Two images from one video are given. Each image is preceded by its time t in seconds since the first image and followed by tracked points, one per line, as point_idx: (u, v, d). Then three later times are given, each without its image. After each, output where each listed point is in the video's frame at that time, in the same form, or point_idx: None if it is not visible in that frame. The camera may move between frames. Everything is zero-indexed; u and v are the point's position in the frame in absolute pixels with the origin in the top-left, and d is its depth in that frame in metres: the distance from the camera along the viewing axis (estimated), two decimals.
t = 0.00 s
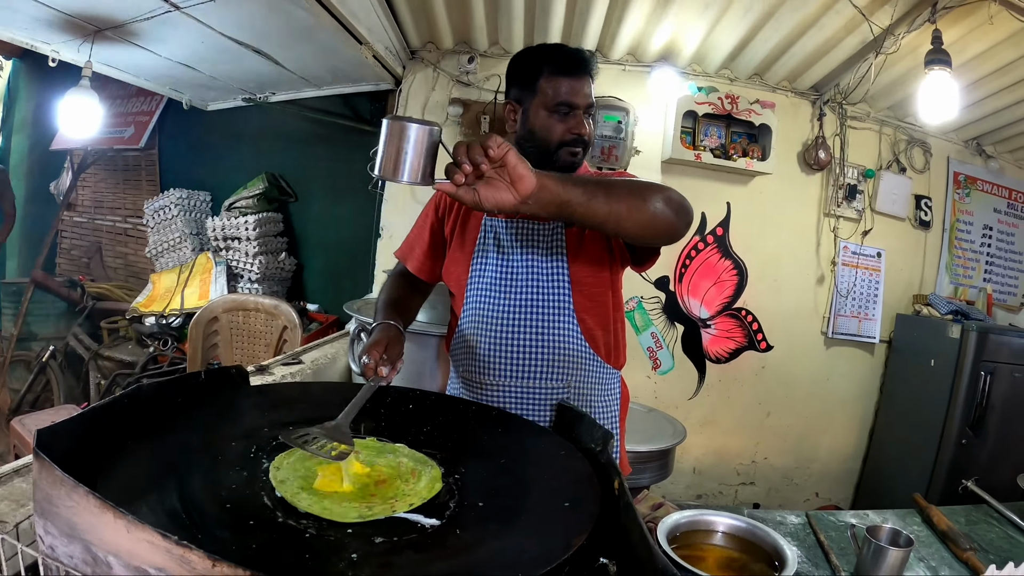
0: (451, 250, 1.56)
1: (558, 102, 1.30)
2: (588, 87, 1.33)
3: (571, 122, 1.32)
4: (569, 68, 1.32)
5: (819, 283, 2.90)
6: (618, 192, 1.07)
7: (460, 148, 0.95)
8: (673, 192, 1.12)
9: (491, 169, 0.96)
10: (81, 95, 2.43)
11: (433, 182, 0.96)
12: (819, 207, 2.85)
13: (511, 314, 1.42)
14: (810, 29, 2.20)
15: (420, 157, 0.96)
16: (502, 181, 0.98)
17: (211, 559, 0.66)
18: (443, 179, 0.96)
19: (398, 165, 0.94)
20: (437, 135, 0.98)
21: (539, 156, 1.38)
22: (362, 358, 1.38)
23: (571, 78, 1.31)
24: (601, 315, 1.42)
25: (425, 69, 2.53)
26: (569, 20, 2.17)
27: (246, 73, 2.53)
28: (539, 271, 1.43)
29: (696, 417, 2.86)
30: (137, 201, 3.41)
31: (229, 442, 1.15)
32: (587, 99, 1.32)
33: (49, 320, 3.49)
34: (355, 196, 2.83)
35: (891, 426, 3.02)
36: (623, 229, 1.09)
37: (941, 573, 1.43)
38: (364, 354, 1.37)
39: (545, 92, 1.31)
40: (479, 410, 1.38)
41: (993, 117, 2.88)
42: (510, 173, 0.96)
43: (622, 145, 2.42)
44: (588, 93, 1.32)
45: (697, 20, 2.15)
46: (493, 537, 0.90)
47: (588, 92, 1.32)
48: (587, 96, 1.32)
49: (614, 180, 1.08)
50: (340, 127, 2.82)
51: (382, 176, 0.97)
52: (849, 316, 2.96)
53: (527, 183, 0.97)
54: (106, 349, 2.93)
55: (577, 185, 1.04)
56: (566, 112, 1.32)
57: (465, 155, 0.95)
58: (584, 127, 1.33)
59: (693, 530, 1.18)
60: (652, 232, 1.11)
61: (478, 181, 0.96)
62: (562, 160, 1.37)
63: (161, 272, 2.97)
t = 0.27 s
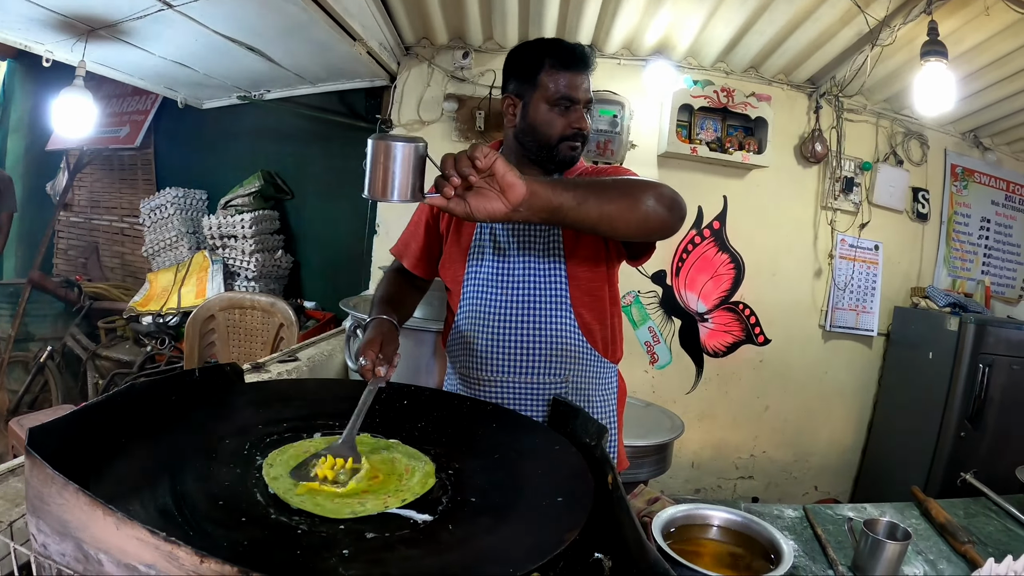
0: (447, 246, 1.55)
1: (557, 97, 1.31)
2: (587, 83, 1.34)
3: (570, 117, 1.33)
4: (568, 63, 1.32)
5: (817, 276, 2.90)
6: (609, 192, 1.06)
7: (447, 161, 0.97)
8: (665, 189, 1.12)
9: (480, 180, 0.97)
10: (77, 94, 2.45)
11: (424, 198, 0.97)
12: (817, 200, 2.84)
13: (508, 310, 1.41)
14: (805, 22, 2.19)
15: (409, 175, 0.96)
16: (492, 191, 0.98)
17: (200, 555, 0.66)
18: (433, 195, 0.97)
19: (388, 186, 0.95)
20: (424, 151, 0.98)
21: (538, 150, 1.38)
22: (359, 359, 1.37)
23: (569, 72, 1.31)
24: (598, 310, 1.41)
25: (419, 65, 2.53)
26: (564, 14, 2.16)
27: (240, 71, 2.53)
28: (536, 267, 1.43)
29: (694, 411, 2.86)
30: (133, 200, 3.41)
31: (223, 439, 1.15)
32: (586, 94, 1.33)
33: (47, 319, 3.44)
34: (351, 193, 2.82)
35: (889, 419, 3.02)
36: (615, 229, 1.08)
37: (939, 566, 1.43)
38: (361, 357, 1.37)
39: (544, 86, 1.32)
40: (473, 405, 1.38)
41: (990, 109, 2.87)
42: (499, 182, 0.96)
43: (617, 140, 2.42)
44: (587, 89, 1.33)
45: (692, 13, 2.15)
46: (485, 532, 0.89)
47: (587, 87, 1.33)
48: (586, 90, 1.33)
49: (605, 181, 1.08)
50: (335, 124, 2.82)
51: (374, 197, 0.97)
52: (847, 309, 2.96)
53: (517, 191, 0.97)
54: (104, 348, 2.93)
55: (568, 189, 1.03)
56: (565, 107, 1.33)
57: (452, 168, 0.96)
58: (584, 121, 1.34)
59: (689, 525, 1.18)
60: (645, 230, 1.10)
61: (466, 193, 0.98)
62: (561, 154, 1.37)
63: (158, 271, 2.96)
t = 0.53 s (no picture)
0: (446, 244, 1.55)
1: (557, 93, 1.30)
2: (587, 79, 1.34)
3: (570, 113, 1.33)
4: (568, 59, 1.32)
5: (815, 273, 2.89)
6: (606, 188, 1.06)
7: (443, 161, 0.97)
8: (663, 183, 1.12)
9: (477, 179, 0.97)
10: (74, 92, 2.44)
11: (421, 200, 0.97)
12: (815, 196, 2.84)
13: (508, 309, 1.41)
14: (802, 18, 2.19)
15: (406, 177, 0.95)
16: (490, 190, 0.98)
17: (192, 552, 0.66)
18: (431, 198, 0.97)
19: (385, 189, 0.94)
20: (419, 152, 0.97)
21: (538, 146, 1.38)
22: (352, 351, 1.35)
23: (568, 68, 1.31)
24: (598, 307, 1.42)
25: (416, 63, 2.53)
26: (560, 11, 2.16)
27: (236, 69, 2.52)
28: (536, 265, 1.43)
29: (693, 408, 2.85)
30: (131, 199, 3.41)
31: (218, 437, 1.14)
32: (586, 90, 1.33)
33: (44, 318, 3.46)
34: (349, 191, 2.82)
35: (888, 416, 3.02)
36: (614, 225, 1.07)
37: (936, 563, 1.43)
38: (356, 349, 1.35)
39: (545, 82, 1.31)
40: (469, 403, 1.38)
41: (988, 106, 2.87)
42: (496, 181, 0.97)
43: (615, 137, 2.42)
44: (587, 85, 1.33)
45: (689, 10, 2.15)
46: (480, 530, 0.89)
47: (587, 84, 1.33)
48: (586, 87, 1.33)
49: (602, 176, 1.08)
50: (332, 122, 2.81)
51: (370, 201, 0.96)
52: (845, 306, 2.96)
53: (515, 189, 0.97)
54: (102, 347, 2.93)
55: (565, 186, 1.03)
56: (565, 103, 1.32)
57: (449, 168, 0.97)
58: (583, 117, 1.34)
59: (685, 522, 1.18)
60: (644, 225, 1.10)
61: (463, 193, 0.98)
62: (561, 149, 1.36)
63: (156, 269, 2.96)
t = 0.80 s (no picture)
0: (452, 236, 1.54)
1: (567, 83, 1.30)
2: (597, 69, 1.33)
3: (580, 103, 1.32)
4: (578, 48, 1.31)
5: (817, 267, 2.89)
6: (612, 179, 1.05)
7: (447, 158, 0.97)
8: (670, 173, 1.11)
9: (482, 176, 0.97)
10: (74, 85, 2.43)
11: (427, 198, 0.97)
12: (818, 189, 2.83)
13: (514, 301, 1.41)
14: (806, 10, 2.18)
15: (410, 176, 0.95)
16: (496, 186, 0.98)
17: (190, 545, 0.65)
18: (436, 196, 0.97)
19: (390, 190, 0.94)
20: (423, 149, 0.97)
21: (546, 137, 1.38)
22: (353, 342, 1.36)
23: (578, 58, 1.30)
24: (605, 298, 1.41)
25: (418, 54, 2.52)
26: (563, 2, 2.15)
27: (237, 60, 2.51)
28: (543, 256, 1.42)
29: (694, 401, 2.85)
30: (132, 191, 3.40)
31: (219, 429, 1.14)
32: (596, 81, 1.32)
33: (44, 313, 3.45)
34: (350, 183, 2.81)
35: (890, 411, 3.01)
36: (622, 216, 1.07)
37: (939, 558, 1.42)
38: (357, 340, 1.36)
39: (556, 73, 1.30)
40: (471, 394, 1.38)
41: (992, 100, 2.86)
42: (502, 177, 0.96)
43: (617, 129, 2.41)
44: (597, 76, 1.32)
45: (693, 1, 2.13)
46: (482, 522, 0.89)
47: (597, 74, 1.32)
48: (596, 77, 1.32)
49: (608, 168, 1.07)
50: (333, 114, 2.80)
51: (376, 201, 0.97)
52: (847, 300, 2.95)
53: (521, 184, 0.97)
54: (103, 340, 2.92)
55: (571, 179, 1.02)
56: (575, 93, 1.32)
57: (454, 166, 0.97)
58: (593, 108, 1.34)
59: (688, 514, 1.18)
60: (652, 216, 1.09)
61: (469, 189, 0.98)
62: (570, 141, 1.37)
63: (157, 261, 2.96)
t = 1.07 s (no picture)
0: (449, 236, 1.54)
1: (563, 80, 1.29)
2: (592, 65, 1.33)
3: (576, 99, 1.32)
4: (573, 45, 1.30)
5: (815, 258, 2.88)
6: (605, 178, 1.05)
7: (438, 162, 0.98)
8: (665, 169, 1.11)
9: (473, 176, 0.96)
10: (64, 91, 2.43)
11: (419, 202, 0.97)
12: (814, 180, 2.83)
13: (512, 299, 1.40)
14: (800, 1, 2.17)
15: (401, 181, 0.97)
16: (488, 188, 0.98)
17: (187, 551, 0.65)
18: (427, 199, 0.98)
19: (381, 195, 0.95)
20: (413, 154, 0.98)
21: (542, 134, 1.37)
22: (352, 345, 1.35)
23: (574, 54, 1.30)
24: (604, 295, 1.41)
25: (411, 53, 2.52)
26: None
27: (230, 62, 2.51)
28: (540, 254, 1.41)
29: (694, 395, 2.85)
30: (127, 196, 3.40)
31: (217, 432, 1.13)
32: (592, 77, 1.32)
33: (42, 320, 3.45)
34: (346, 184, 2.81)
35: (890, 401, 3.01)
36: (615, 215, 1.06)
37: (942, 549, 1.42)
38: (355, 343, 1.35)
39: (552, 68, 1.30)
40: (469, 393, 1.37)
41: (987, 89, 2.86)
42: (492, 178, 0.96)
43: (612, 124, 2.40)
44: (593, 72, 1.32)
45: None
46: (481, 522, 0.88)
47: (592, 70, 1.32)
48: (592, 73, 1.32)
49: (601, 167, 1.07)
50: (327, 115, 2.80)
51: (369, 206, 0.98)
52: (845, 291, 2.95)
53: (512, 185, 0.96)
54: (101, 346, 2.92)
55: (563, 179, 1.02)
56: (571, 89, 1.31)
57: (443, 169, 0.97)
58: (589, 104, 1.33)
59: (689, 510, 1.18)
60: (646, 213, 1.09)
61: (461, 192, 0.97)
62: (566, 137, 1.36)
63: (153, 266, 2.95)
